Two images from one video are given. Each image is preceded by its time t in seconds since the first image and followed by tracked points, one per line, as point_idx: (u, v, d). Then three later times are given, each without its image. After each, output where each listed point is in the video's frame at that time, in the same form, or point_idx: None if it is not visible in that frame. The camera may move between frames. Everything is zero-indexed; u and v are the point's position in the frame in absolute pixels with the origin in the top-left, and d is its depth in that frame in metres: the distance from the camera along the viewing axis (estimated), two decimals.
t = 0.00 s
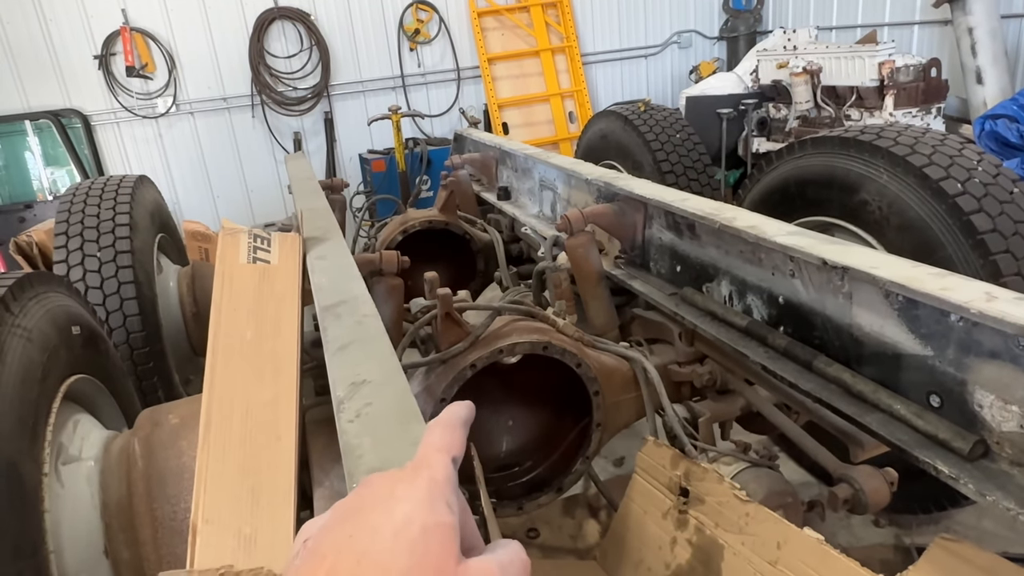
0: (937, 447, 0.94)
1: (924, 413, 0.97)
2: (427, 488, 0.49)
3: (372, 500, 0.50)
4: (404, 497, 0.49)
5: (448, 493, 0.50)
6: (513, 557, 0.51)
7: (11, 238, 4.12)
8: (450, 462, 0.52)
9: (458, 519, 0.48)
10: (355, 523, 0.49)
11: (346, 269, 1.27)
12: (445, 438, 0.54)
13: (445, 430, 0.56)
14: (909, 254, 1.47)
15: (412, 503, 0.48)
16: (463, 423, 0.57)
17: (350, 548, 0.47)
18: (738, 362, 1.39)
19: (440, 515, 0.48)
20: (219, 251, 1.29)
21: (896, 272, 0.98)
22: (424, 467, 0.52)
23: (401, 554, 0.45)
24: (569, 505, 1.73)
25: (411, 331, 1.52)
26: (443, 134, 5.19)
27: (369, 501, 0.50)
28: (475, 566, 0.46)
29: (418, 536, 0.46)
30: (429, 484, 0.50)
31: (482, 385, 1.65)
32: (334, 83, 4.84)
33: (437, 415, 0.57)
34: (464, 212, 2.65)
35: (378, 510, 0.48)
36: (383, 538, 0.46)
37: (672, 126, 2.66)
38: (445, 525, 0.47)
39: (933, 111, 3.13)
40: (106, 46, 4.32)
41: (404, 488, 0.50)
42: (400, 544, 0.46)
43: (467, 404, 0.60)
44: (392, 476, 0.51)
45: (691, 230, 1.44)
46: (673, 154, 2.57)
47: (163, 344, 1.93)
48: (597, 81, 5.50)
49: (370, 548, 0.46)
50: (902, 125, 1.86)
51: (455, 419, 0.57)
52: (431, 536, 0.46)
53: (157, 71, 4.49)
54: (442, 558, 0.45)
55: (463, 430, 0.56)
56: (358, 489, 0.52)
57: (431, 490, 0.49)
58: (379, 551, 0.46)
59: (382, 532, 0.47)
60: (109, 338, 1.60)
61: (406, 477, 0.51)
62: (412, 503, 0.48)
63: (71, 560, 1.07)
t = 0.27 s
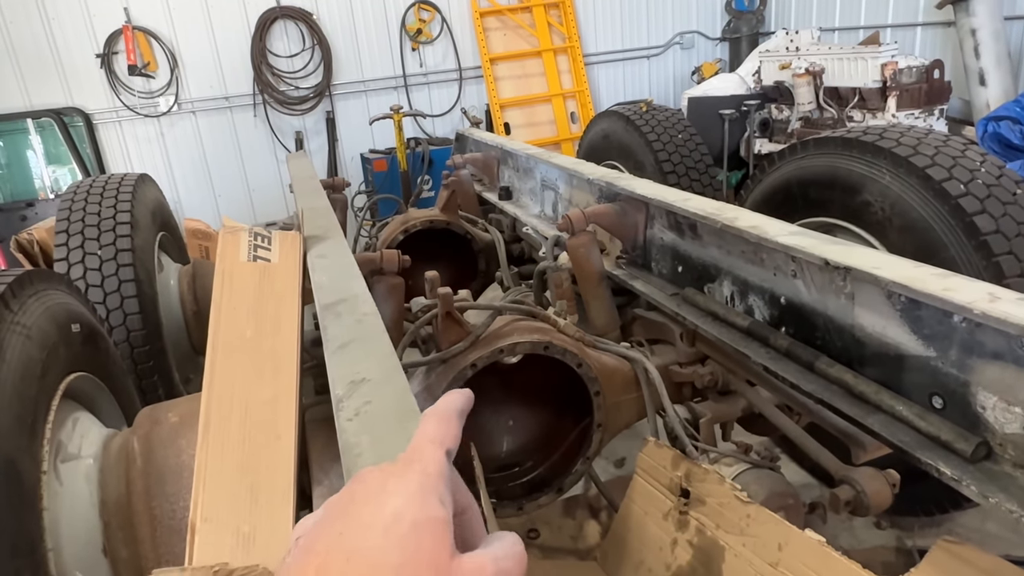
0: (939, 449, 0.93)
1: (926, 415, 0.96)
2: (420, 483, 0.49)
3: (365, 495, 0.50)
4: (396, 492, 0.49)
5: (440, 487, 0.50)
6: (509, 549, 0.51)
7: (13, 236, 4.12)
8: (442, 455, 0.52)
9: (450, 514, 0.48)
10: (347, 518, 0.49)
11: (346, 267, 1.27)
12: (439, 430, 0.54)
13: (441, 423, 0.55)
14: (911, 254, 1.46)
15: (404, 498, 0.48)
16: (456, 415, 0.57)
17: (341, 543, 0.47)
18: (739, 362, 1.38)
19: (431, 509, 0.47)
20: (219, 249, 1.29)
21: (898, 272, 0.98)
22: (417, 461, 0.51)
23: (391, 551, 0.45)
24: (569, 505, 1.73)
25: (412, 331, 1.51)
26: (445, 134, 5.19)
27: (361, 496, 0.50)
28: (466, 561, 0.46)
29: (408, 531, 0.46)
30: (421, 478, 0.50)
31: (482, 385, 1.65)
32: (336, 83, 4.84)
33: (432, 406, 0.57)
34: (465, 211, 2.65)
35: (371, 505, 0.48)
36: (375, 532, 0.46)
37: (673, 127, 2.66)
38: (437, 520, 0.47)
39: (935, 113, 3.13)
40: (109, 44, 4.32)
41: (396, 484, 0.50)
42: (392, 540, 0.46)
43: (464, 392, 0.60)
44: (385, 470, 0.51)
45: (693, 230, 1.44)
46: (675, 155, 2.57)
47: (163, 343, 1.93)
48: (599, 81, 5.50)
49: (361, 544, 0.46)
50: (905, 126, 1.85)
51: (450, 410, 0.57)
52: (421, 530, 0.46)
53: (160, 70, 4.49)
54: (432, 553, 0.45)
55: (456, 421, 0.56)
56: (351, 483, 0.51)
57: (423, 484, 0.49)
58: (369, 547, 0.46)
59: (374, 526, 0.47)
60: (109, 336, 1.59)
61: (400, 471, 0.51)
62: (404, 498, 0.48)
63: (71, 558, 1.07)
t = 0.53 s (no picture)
0: (939, 450, 0.93)
1: (926, 416, 0.97)
2: (416, 478, 0.49)
3: (361, 491, 0.49)
4: (392, 487, 0.49)
5: (437, 479, 0.50)
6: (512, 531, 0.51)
7: (14, 234, 4.12)
8: (437, 446, 0.53)
9: (448, 506, 0.48)
10: (343, 515, 0.48)
11: (348, 267, 1.27)
12: (432, 422, 0.55)
13: (431, 414, 0.56)
14: (912, 256, 1.46)
15: (401, 491, 0.48)
16: (445, 406, 0.57)
17: (338, 538, 0.46)
18: (740, 363, 1.38)
19: (430, 502, 0.47)
20: (220, 248, 1.29)
21: (898, 274, 0.98)
22: (412, 457, 0.51)
23: (392, 544, 0.44)
24: (569, 506, 1.73)
25: (412, 331, 1.52)
26: (446, 134, 5.20)
27: (356, 493, 0.49)
28: (467, 554, 0.45)
29: (408, 524, 0.46)
30: (417, 472, 0.50)
31: (482, 385, 1.64)
32: (338, 83, 4.84)
33: (421, 396, 0.59)
34: (466, 212, 2.65)
35: (367, 502, 0.48)
36: (374, 526, 0.46)
37: (675, 128, 2.66)
38: (436, 512, 0.47)
39: (936, 115, 3.13)
40: (111, 43, 4.33)
41: (392, 479, 0.49)
42: (391, 533, 0.45)
43: (451, 384, 0.62)
44: (380, 466, 0.51)
45: (694, 231, 1.44)
46: (676, 156, 2.57)
47: (164, 342, 1.93)
48: (601, 82, 5.50)
49: (359, 538, 0.45)
50: (906, 128, 1.86)
51: (440, 405, 0.58)
52: (421, 524, 0.46)
53: (162, 69, 4.50)
54: (433, 544, 0.45)
55: (446, 414, 0.56)
56: (345, 482, 0.51)
57: (420, 479, 0.49)
58: (370, 541, 0.45)
59: (373, 520, 0.46)
60: (110, 335, 1.60)
61: (395, 466, 0.51)
62: (401, 492, 0.48)
63: (72, 556, 1.07)
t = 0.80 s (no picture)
0: (936, 451, 0.94)
1: (923, 417, 0.97)
2: (395, 460, 0.45)
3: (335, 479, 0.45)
4: (369, 474, 0.44)
5: (418, 461, 0.45)
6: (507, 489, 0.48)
7: (14, 234, 4.13)
8: (416, 421, 0.48)
9: (431, 492, 0.44)
10: (319, 501, 0.44)
11: (348, 266, 1.27)
12: (410, 393, 0.50)
13: (410, 384, 0.51)
14: (910, 257, 1.47)
15: (379, 476, 0.44)
16: (422, 372, 0.52)
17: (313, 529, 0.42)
18: (738, 364, 1.39)
19: (410, 490, 0.43)
20: (220, 248, 1.29)
21: (896, 275, 0.98)
22: (391, 434, 0.47)
23: (369, 539, 0.41)
24: (568, 506, 1.73)
25: (412, 331, 1.52)
26: (447, 135, 5.20)
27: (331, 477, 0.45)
28: (453, 543, 0.42)
29: (387, 516, 0.42)
30: (396, 453, 0.45)
31: (482, 385, 1.64)
32: (338, 83, 4.85)
33: (397, 361, 0.53)
34: (466, 212, 2.65)
35: (343, 488, 0.44)
36: (351, 517, 0.42)
37: (674, 130, 2.66)
38: (417, 500, 0.43)
39: (935, 117, 3.13)
40: (112, 43, 4.33)
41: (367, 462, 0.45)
42: (369, 524, 0.41)
43: (427, 347, 0.56)
44: (357, 443, 0.47)
45: (693, 232, 1.44)
46: (676, 157, 2.57)
47: (164, 341, 1.93)
48: (601, 84, 5.51)
49: (336, 531, 0.42)
50: (905, 130, 1.86)
51: (419, 371, 0.52)
52: (400, 514, 0.42)
53: (162, 69, 4.50)
54: (415, 538, 0.41)
55: (424, 380, 0.51)
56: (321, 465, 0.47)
57: (399, 461, 0.45)
58: (345, 536, 0.41)
59: (351, 509, 0.43)
60: (111, 334, 1.60)
61: (372, 444, 0.46)
62: (380, 477, 0.44)
63: (71, 555, 1.07)
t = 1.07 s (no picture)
0: (936, 453, 0.94)
1: (923, 419, 0.97)
2: (403, 464, 0.48)
3: (350, 484, 0.48)
4: (382, 477, 0.47)
5: (427, 466, 0.49)
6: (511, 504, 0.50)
7: (13, 232, 4.12)
8: (424, 435, 0.51)
9: (440, 492, 0.47)
10: (331, 508, 0.47)
11: (347, 266, 1.27)
12: (417, 410, 0.53)
13: (415, 403, 0.54)
14: (910, 260, 1.47)
15: (390, 480, 0.47)
16: (427, 392, 0.56)
17: (329, 531, 0.45)
18: (738, 365, 1.39)
19: (420, 489, 0.46)
20: (219, 246, 1.29)
21: (896, 277, 0.98)
22: (400, 447, 0.50)
23: (383, 532, 0.43)
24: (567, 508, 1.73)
25: (411, 331, 1.52)
26: (447, 135, 5.20)
27: (344, 486, 0.48)
28: (462, 537, 0.44)
29: (399, 513, 0.45)
30: (406, 460, 0.48)
31: (481, 385, 1.64)
32: (338, 84, 4.85)
33: (402, 385, 0.57)
34: (466, 212, 2.65)
35: (355, 493, 0.47)
36: (364, 517, 0.45)
37: (674, 131, 2.66)
38: (426, 499, 0.46)
39: (935, 120, 3.13)
40: (111, 42, 4.33)
41: (379, 469, 0.48)
42: (381, 524, 0.44)
43: (427, 372, 0.59)
44: (367, 457, 0.50)
45: (693, 234, 1.44)
46: (675, 158, 2.57)
47: (162, 341, 1.93)
48: (601, 85, 5.51)
49: (350, 529, 0.44)
50: (905, 132, 1.86)
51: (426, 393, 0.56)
52: (411, 511, 0.45)
53: (162, 69, 4.50)
54: (426, 531, 0.44)
55: (429, 399, 0.55)
56: (334, 476, 0.50)
57: (409, 467, 0.48)
58: (360, 531, 0.44)
59: (363, 512, 0.45)
60: (109, 333, 1.59)
61: (383, 456, 0.50)
62: (391, 480, 0.47)
63: (69, 554, 1.07)
